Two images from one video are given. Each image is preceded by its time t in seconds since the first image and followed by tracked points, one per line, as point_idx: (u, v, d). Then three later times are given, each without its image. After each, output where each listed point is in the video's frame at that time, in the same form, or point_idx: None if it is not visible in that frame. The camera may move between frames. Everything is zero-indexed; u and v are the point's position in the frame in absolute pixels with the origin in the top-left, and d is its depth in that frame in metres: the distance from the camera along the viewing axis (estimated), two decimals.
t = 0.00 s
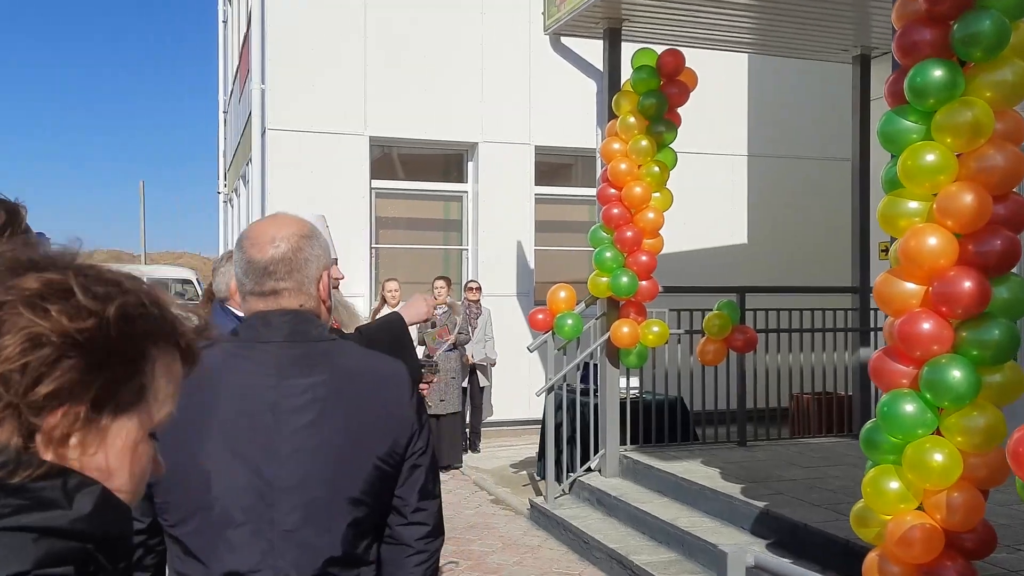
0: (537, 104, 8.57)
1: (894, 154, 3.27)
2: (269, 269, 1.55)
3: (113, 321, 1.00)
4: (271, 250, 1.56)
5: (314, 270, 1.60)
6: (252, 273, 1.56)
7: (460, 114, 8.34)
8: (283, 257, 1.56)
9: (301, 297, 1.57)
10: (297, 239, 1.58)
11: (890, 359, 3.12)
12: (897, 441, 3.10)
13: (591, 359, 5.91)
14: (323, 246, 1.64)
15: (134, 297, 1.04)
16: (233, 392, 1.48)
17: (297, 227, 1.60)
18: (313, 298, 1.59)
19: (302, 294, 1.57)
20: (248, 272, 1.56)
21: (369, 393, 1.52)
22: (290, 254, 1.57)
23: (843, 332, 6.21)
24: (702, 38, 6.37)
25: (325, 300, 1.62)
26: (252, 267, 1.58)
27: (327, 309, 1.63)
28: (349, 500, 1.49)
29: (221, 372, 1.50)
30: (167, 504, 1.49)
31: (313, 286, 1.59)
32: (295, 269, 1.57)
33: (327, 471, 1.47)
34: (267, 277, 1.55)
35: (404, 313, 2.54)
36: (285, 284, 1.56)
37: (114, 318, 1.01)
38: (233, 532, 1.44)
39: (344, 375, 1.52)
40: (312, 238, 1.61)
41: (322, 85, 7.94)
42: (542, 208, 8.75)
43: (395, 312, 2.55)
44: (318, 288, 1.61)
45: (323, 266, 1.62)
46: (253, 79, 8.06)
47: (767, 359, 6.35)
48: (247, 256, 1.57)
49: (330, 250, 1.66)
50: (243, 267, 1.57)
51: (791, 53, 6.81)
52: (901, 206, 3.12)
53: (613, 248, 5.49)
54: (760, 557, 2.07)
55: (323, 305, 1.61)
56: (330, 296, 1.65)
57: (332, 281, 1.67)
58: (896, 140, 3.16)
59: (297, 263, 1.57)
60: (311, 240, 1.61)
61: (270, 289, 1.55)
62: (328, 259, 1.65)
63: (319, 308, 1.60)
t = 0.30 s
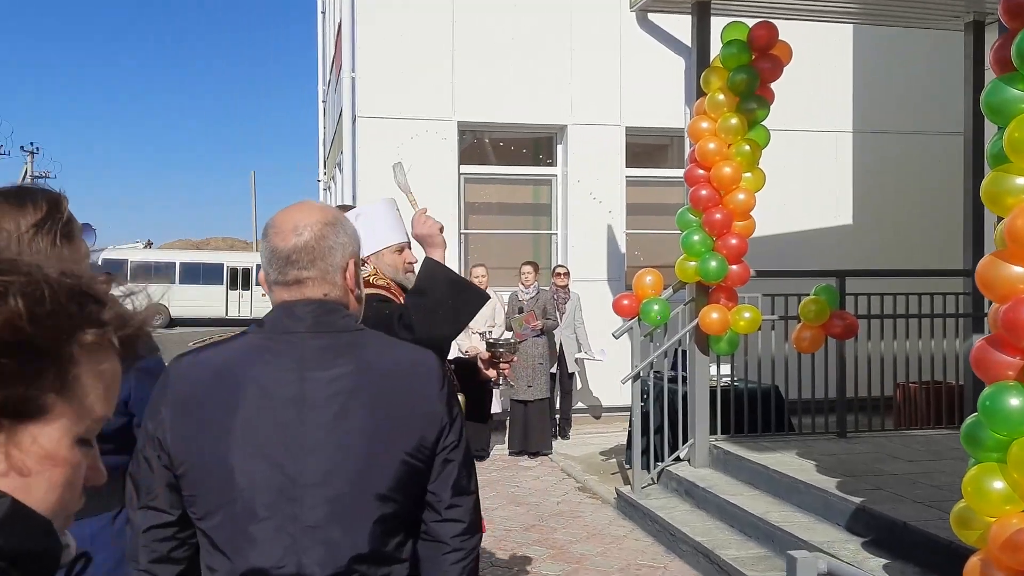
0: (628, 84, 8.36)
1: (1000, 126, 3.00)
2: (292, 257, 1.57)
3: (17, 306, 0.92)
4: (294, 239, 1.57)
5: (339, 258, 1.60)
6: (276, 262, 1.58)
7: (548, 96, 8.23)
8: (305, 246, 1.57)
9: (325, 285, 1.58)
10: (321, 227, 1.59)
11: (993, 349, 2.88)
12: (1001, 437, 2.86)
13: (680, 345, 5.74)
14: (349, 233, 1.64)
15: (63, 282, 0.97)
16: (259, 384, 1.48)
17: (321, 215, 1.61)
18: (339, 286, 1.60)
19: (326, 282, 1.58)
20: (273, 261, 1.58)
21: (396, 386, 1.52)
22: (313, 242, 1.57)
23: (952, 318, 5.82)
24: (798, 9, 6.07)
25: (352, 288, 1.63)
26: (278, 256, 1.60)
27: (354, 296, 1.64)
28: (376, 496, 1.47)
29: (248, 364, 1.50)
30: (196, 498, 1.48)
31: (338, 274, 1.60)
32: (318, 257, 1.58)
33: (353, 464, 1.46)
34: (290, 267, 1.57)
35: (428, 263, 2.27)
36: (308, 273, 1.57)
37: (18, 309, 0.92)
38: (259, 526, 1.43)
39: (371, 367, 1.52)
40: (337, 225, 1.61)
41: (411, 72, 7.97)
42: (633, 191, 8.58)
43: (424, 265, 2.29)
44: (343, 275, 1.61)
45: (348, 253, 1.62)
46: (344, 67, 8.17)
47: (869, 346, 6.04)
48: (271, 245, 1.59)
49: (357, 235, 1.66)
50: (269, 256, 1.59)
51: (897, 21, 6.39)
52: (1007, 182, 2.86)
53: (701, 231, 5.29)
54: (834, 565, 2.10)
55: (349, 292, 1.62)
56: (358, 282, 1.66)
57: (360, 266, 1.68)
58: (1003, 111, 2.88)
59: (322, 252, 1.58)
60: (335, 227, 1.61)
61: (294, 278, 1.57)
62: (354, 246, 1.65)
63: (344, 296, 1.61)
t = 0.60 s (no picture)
0: (640, 72, 8.21)
1: (1015, 109, 2.84)
2: (215, 251, 1.49)
3: None
4: (218, 232, 1.49)
5: (266, 251, 1.50)
6: (201, 256, 1.50)
7: (558, 85, 8.10)
8: (228, 239, 1.48)
9: (249, 281, 1.49)
10: (246, 218, 1.50)
11: (1008, 343, 2.73)
12: (1016, 435, 2.71)
13: (690, 337, 5.61)
14: (282, 224, 1.54)
15: None
16: (183, 390, 1.41)
17: (250, 206, 1.51)
18: (266, 281, 1.50)
19: (250, 277, 1.48)
20: (198, 255, 1.51)
21: (328, 389, 1.42)
22: (235, 235, 1.48)
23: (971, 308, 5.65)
24: None
25: (283, 283, 1.52)
26: (207, 249, 1.52)
27: (288, 292, 1.54)
28: (310, 508, 1.39)
29: (172, 368, 1.43)
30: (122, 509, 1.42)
31: (264, 269, 1.50)
32: (242, 251, 1.48)
33: (282, 475, 1.37)
34: (214, 261, 1.49)
35: (474, 240, 1.98)
36: (230, 267, 1.48)
37: None
38: (187, 539, 1.37)
39: (300, 370, 1.42)
40: (266, 215, 1.51)
41: (418, 61, 7.86)
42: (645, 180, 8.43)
43: (474, 241, 2.00)
44: (273, 269, 1.51)
45: (277, 247, 1.51)
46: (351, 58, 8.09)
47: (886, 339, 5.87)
48: (197, 238, 1.51)
49: (293, 228, 1.55)
50: (196, 249, 1.51)
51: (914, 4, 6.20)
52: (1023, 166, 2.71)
53: (710, 221, 5.14)
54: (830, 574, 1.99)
55: (279, 288, 1.51)
56: (295, 277, 1.55)
57: (299, 261, 1.57)
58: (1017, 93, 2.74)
59: (247, 245, 1.49)
60: (264, 218, 1.51)
61: (217, 272, 1.49)
62: (289, 238, 1.54)
63: (272, 292, 1.50)
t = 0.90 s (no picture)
0: (647, 69, 8.13)
1: (1021, 108, 2.75)
2: (131, 264, 1.56)
3: None
4: (137, 243, 1.56)
5: (181, 262, 1.55)
6: (121, 268, 1.57)
7: (564, 83, 8.03)
8: (143, 250, 1.55)
9: (162, 294, 1.54)
10: (163, 229, 1.56)
11: (1014, 349, 2.64)
12: None
13: (695, 339, 5.53)
14: (203, 234, 1.59)
15: None
16: (93, 413, 1.47)
17: (170, 217, 1.58)
18: (182, 292, 1.55)
19: (165, 289, 1.54)
20: (118, 268, 1.58)
21: (238, 410, 1.47)
22: (148, 247, 1.55)
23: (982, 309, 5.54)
24: None
25: (202, 293, 1.57)
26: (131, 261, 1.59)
27: (208, 304, 1.58)
28: (228, 535, 1.46)
29: (86, 391, 1.49)
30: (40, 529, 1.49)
31: (179, 280, 1.55)
32: (157, 262, 1.55)
33: (190, 497, 1.45)
34: (135, 273, 1.56)
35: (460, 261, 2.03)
36: (146, 279, 1.55)
37: None
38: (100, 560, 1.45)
39: (210, 392, 1.47)
40: (185, 225, 1.57)
41: (424, 60, 7.80)
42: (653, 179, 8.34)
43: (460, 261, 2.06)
44: (191, 278, 1.56)
45: (195, 257, 1.56)
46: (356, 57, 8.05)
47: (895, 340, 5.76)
48: (119, 250, 1.59)
49: (217, 236, 1.60)
50: (119, 261, 1.59)
51: None
52: None
53: (714, 221, 5.08)
54: None
55: (197, 299, 1.56)
56: (218, 288, 1.59)
57: (224, 271, 1.60)
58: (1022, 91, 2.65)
59: (164, 254, 1.55)
60: (181, 228, 1.57)
61: (133, 285, 1.56)
62: (211, 248, 1.58)
63: (189, 303, 1.55)
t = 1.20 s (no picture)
0: (670, 66, 8.03)
1: None
2: (99, 272, 1.58)
3: None
4: (105, 250, 1.58)
5: (149, 269, 1.57)
6: (89, 275, 1.59)
7: (587, 80, 7.96)
8: (111, 257, 1.57)
9: (131, 302, 1.56)
10: (131, 235, 1.58)
11: None
12: None
13: (716, 340, 5.44)
14: (173, 240, 1.60)
15: None
16: (58, 423, 1.50)
17: (139, 223, 1.60)
18: (151, 299, 1.57)
19: (133, 297, 1.56)
20: (87, 276, 1.60)
21: (203, 423, 1.49)
22: (116, 254, 1.57)
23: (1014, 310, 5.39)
24: None
25: (172, 300, 1.58)
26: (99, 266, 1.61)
27: (179, 311, 1.59)
28: (194, 548, 1.48)
29: (52, 401, 1.52)
30: (5, 539, 1.51)
31: (148, 287, 1.56)
32: (126, 269, 1.56)
33: (155, 508, 1.47)
34: (102, 279, 1.57)
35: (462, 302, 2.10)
36: (114, 287, 1.57)
37: None
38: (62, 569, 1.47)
39: (176, 403, 1.50)
40: (154, 232, 1.59)
41: (445, 59, 7.77)
42: (677, 177, 8.25)
43: (453, 300, 2.11)
44: (158, 285, 1.57)
45: (164, 264, 1.58)
46: (377, 56, 8.05)
47: (922, 341, 5.62)
48: (88, 257, 1.61)
49: (187, 243, 1.61)
50: (88, 268, 1.61)
51: None
52: None
53: (735, 220, 4.98)
54: None
55: (167, 307, 1.57)
56: (189, 294, 1.60)
57: (195, 277, 1.62)
58: None
59: (132, 261, 1.56)
60: (150, 235, 1.59)
61: (100, 293, 1.57)
62: (181, 254, 1.60)
63: (157, 311, 1.57)
